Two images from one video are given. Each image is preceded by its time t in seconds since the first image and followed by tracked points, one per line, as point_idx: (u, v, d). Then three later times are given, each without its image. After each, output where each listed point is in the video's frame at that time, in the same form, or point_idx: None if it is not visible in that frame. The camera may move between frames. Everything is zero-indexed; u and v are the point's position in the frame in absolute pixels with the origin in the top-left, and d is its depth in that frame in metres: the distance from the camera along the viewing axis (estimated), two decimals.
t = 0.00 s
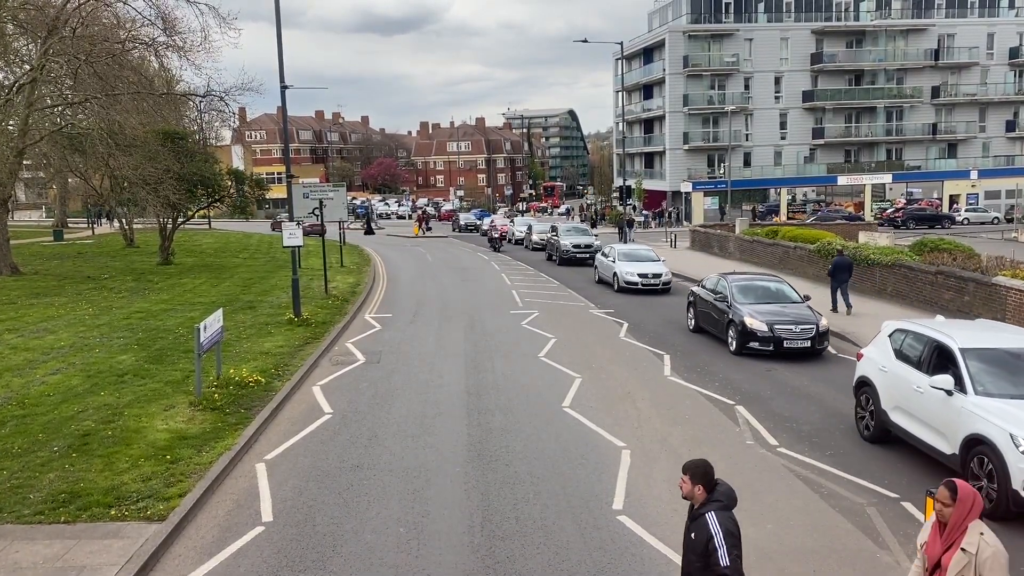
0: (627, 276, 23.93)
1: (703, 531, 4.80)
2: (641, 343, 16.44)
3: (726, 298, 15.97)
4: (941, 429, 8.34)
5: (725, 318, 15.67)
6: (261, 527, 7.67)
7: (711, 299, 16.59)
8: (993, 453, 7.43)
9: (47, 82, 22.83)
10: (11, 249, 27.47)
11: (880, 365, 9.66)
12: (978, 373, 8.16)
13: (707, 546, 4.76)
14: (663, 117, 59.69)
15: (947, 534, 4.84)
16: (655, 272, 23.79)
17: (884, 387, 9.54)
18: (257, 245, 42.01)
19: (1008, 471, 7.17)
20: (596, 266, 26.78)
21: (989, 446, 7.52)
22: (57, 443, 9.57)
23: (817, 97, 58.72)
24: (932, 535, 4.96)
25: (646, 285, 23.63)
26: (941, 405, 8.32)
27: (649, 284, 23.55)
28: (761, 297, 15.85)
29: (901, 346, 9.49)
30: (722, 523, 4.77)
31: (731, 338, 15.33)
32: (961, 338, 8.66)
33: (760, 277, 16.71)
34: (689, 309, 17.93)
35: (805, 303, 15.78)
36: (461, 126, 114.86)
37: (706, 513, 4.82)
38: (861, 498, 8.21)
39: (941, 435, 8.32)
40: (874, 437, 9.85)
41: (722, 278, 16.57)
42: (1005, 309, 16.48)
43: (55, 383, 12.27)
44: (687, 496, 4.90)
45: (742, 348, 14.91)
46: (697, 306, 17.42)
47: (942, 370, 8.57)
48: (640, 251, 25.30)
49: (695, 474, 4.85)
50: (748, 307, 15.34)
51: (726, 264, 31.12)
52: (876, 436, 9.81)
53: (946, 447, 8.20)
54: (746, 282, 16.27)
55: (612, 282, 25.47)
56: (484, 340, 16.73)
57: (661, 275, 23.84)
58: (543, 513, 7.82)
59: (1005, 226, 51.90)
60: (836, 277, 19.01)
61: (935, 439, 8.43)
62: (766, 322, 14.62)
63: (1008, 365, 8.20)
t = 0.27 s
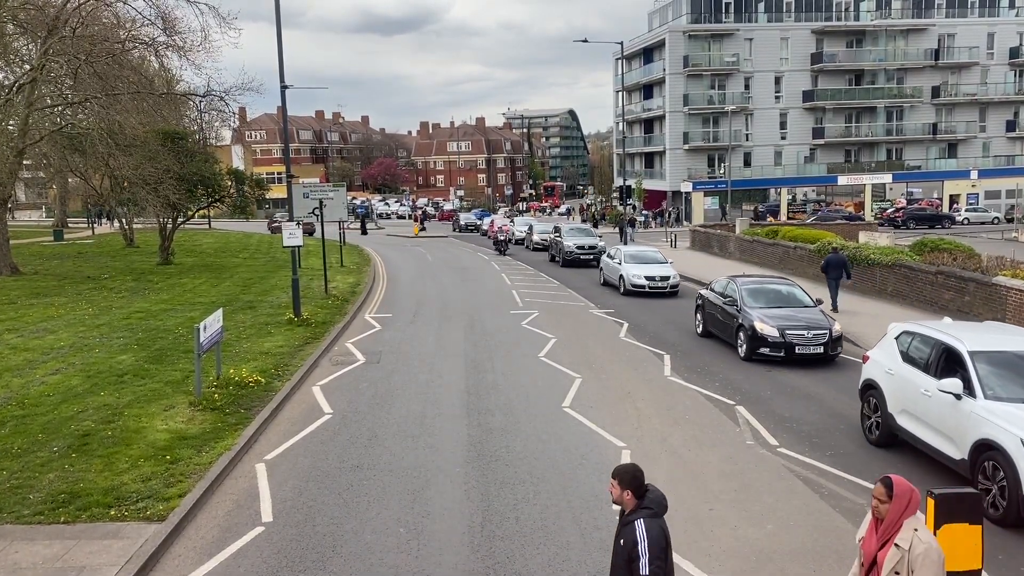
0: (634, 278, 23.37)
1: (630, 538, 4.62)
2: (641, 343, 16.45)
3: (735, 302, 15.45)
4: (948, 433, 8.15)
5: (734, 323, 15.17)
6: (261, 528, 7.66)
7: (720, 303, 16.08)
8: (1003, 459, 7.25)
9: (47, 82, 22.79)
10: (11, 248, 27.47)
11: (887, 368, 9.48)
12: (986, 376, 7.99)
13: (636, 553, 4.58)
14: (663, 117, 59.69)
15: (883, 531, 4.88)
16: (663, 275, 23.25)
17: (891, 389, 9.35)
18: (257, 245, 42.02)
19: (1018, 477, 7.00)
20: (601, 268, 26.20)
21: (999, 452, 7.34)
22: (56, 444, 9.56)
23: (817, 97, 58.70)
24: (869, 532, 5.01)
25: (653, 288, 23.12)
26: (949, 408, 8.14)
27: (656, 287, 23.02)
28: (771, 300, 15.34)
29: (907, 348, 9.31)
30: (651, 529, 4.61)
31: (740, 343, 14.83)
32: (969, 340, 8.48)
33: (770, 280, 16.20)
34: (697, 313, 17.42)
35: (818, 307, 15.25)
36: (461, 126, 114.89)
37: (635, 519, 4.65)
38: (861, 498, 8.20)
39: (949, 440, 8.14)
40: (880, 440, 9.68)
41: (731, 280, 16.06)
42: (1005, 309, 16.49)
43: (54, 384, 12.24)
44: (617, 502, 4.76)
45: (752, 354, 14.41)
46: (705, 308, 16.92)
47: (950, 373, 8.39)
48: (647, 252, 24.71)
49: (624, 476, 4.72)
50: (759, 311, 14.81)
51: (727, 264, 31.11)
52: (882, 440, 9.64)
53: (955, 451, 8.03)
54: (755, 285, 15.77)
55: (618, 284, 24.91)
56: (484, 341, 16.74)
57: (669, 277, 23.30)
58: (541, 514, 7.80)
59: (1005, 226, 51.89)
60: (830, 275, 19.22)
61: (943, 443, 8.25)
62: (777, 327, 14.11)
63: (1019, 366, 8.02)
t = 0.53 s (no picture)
0: (640, 281, 22.62)
1: (562, 540, 4.80)
2: (641, 343, 16.46)
3: (745, 305, 14.97)
4: (957, 438, 7.98)
5: (744, 327, 14.68)
6: (261, 528, 7.65)
7: (729, 307, 15.57)
8: (1012, 465, 7.09)
9: (47, 82, 22.75)
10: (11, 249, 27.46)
11: (893, 371, 9.33)
12: (996, 380, 7.81)
13: (564, 553, 4.74)
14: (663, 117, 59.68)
15: (814, 544, 5.09)
16: (671, 278, 22.49)
17: (897, 393, 9.19)
18: (256, 245, 42.01)
19: None
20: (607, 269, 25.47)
21: (1008, 457, 7.18)
22: (56, 444, 9.54)
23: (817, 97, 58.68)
24: (801, 546, 5.24)
25: (660, 291, 22.38)
26: (957, 413, 7.98)
27: (663, 291, 22.29)
28: (782, 304, 14.83)
29: (914, 351, 9.16)
30: (583, 534, 4.75)
31: (750, 349, 14.33)
32: (978, 343, 8.31)
33: (780, 282, 15.67)
34: (704, 317, 16.90)
35: (832, 311, 14.72)
36: (461, 126, 114.87)
37: (568, 524, 4.80)
38: (862, 499, 8.18)
39: (958, 444, 7.97)
40: (886, 445, 9.53)
41: (740, 283, 15.58)
42: (1005, 309, 16.47)
43: (54, 384, 12.22)
44: (555, 507, 4.88)
45: (762, 360, 13.92)
46: (713, 312, 16.43)
47: (958, 377, 8.23)
48: (655, 253, 23.96)
49: (563, 482, 4.82)
50: (770, 315, 14.32)
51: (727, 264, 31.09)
52: (888, 445, 9.49)
53: (964, 457, 7.86)
54: (766, 289, 15.25)
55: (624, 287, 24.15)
56: (484, 341, 16.72)
57: (677, 280, 22.56)
58: (541, 515, 7.77)
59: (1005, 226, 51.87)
60: (824, 274, 19.53)
61: (951, 449, 8.08)
62: (788, 332, 13.62)
63: None
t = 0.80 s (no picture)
0: (647, 284, 22.02)
1: (491, 540, 4.71)
2: (641, 343, 16.49)
3: (753, 310, 14.54)
4: (966, 442, 7.83)
5: (753, 332, 14.24)
6: (260, 530, 7.63)
7: (737, 311, 15.13)
8: (1023, 471, 6.95)
9: (46, 83, 22.73)
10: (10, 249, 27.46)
11: (899, 374, 9.18)
12: (1005, 384, 7.66)
13: (497, 554, 4.66)
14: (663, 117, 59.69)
15: (742, 541, 4.94)
16: (679, 280, 21.93)
17: (904, 396, 9.04)
18: (256, 246, 42.03)
19: None
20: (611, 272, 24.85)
21: (1018, 464, 7.05)
22: (56, 445, 9.53)
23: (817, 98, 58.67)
24: (731, 545, 5.07)
25: (668, 294, 21.79)
26: (966, 418, 7.83)
27: (671, 293, 21.71)
28: (792, 309, 14.37)
29: (920, 353, 9.01)
30: (512, 530, 4.70)
31: (760, 354, 13.87)
32: (986, 346, 8.15)
33: (791, 286, 15.22)
34: (712, 321, 16.45)
35: (845, 316, 14.23)
36: (461, 126, 114.87)
37: (498, 522, 4.74)
38: (862, 500, 8.17)
39: (966, 449, 7.84)
40: (893, 448, 9.39)
41: (749, 287, 15.15)
42: (1005, 309, 16.47)
43: (54, 385, 12.21)
44: (483, 507, 4.84)
45: (772, 367, 13.47)
46: (721, 317, 15.99)
47: (966, 380, 8.08)
48: (660, 256, 23.44)
49: (489, 481, 4.78)
50: (780, 321, 13.87)
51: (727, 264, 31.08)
52: (894, 449, 9.35)
53: (974, 463, 7.71)
54: (775, 293, 14.81)
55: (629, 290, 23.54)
56: (483, 341, 16.72)
57: (684, 283, 21.99)
58: (541, 517, 7.74)
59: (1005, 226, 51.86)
60: (819, 271, 19.80)
61: (961, 454, 7.94)
62: (799, 338, 13.17)
63: None
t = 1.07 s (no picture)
0: (653, 286, 21.55)
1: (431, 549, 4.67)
2: (642, 343, 16.51)
3: (763, 314, 14.08)
4: (974, 446, 7.72)
5: (762, 337, 13.78)
6: (259, 531, 7.59)
7: (746, 315, 14.68)
8: None
9: (46, 83, 22.67)
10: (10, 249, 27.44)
11: (906, 378, 9.08)
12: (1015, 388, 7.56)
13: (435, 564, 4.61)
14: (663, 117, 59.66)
15: (670, 561, 4.86)
16: (686, 283, 21.48)
17: (911, 399, 8.93)
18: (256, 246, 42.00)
19: None
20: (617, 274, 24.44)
21: None
22: (54, 446, 9.50)
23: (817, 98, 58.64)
24: (660, 563, 4.99)
25: (675, 297, 21.34)
26: (974, 422, 7.73)
27: (678, 296, 21.24)
28: (803, 313, 13.90)
29: (927, 356, 8.92)
30: (449, 539, 4.67)
31: (770, 360, 13.40)
32: (995, 349, 8.05)
33: (801, 290, 14.77)
34: (720, 326, 16.02)
35: (858, 320, 13.76)
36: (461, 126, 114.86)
37: (433, 531, 4.71)
38: (864, 501, 8.14)
39: (973, 453, 7.74)
40: (898, 453, 9.28)
41: (758, 291, 14.69)
42: (1006, 310, 16.44)
43: (53, 385, 12.17)
44: (417, 518, 4.79)
45: (783, 374, 13.00)
46: (728, 321, 15.54)
47: (974, 384, 7.98)
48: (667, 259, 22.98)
49: (424, 490, 4.76)
50: (791, 326, 13.40)
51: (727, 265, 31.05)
52: (900, 453, 9.24)
53: (982, 468, 7.60)
54: (786, 296, 14.34)
55: (635, 293, 23.08)
56: (483, 342, 16.69)
57: (692, 286, 21.52)
58: (542, 519, 7.70)
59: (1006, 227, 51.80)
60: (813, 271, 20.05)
61: (968, 459, 7.83)
62: (811, 344, 12.70)
63: None
